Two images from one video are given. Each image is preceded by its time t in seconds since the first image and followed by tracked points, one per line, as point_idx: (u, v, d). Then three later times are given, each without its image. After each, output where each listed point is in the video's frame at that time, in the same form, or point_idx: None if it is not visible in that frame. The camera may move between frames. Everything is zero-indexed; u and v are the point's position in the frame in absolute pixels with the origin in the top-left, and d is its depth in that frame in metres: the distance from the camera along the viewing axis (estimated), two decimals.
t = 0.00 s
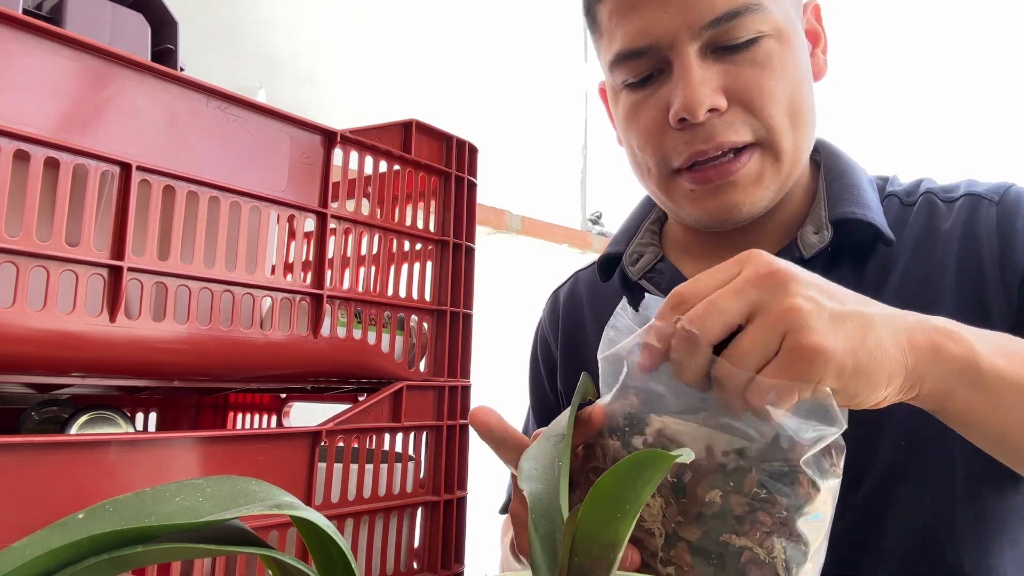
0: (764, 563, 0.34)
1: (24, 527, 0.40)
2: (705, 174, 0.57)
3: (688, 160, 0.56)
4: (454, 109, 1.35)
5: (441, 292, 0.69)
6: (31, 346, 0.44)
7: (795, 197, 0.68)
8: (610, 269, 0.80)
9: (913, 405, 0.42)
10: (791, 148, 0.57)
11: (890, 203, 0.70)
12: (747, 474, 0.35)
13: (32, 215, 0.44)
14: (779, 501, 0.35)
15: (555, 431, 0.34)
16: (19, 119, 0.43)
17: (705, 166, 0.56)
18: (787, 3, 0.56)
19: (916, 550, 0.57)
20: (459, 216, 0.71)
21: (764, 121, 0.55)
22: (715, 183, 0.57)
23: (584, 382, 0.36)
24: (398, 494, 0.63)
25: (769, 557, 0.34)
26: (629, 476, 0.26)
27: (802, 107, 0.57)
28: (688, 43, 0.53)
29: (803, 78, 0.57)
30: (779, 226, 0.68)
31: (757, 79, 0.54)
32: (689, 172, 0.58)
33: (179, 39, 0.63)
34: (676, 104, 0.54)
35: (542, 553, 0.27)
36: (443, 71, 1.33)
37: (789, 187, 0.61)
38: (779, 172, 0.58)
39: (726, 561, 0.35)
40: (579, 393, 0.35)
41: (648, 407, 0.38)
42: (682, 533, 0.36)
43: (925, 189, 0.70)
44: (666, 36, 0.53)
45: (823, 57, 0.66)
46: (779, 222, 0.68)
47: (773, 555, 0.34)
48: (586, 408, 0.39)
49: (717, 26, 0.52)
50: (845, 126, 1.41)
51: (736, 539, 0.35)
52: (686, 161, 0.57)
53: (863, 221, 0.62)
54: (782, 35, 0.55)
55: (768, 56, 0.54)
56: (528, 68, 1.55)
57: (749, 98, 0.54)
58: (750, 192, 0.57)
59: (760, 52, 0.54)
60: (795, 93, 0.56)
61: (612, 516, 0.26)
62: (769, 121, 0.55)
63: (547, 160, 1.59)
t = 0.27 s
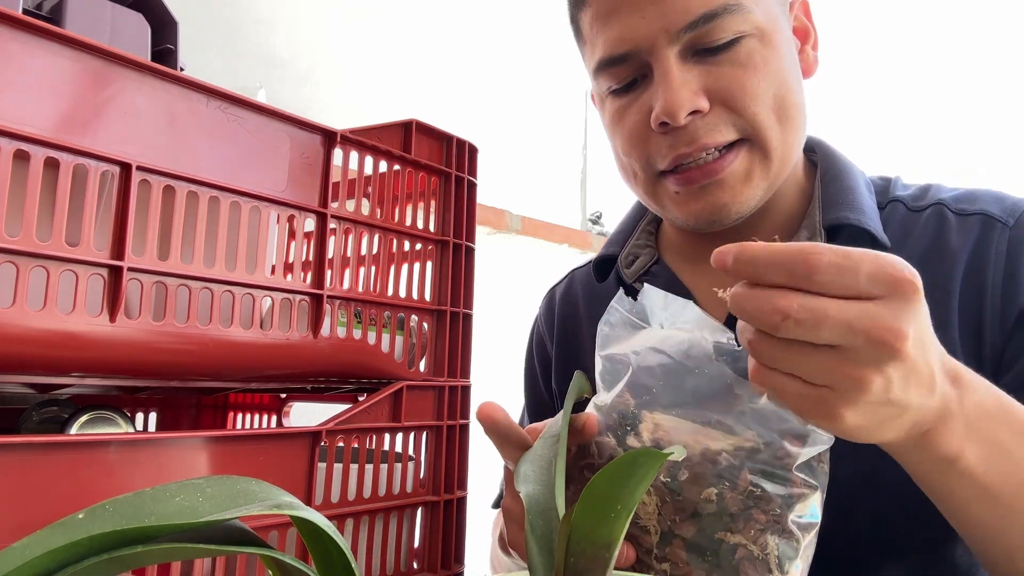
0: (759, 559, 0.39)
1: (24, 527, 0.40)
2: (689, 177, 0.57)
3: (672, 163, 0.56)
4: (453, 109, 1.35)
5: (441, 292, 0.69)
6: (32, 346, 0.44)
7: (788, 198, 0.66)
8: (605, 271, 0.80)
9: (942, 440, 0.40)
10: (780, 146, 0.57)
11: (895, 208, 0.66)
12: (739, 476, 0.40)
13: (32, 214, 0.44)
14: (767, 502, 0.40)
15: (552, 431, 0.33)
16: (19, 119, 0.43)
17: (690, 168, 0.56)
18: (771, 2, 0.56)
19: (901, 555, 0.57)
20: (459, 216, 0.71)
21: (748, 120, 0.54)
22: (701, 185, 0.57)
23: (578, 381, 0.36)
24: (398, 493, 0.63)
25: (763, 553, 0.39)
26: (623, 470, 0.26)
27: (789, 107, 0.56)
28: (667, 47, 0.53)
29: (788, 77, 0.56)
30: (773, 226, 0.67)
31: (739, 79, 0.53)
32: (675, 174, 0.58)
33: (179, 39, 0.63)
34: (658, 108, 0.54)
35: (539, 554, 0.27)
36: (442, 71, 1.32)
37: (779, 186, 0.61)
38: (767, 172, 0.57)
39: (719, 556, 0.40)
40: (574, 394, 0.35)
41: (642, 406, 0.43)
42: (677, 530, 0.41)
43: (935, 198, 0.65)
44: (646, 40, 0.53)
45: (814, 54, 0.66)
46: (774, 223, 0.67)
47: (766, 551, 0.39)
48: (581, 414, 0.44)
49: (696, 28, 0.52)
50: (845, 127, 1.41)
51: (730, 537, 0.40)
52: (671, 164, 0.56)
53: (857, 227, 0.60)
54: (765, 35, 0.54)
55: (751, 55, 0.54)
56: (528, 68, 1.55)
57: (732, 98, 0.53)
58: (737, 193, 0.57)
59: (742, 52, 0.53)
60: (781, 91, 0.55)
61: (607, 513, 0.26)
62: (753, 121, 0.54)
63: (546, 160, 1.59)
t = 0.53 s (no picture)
0: (761, 549, 0.37)
1: (24, 527, 0.41)
2: (682, 174, 0.56)
3: (665, 159, 0.56)
4: (454, 109, 1.35)
5: (441, 292, 0.69)
6: (33, 346, 0.44)
7: (776, 199, 0.66)
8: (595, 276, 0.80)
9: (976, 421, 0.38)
10: (766, 146, 0.57)
11: (884, 208, 0.65)
12: (741, 466, 0.38)
13: (32, 214, 0.44)
14: (772, 490, 0.37)
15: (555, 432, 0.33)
16: (19, 119, 0.43)
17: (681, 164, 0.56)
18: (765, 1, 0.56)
19: (886, 551, 0.58)
20: (459, 216, 0.71)
21: (740, 118, 0.54)
22: (691, 181, 0.56)
23: (579, 384, 0.36)
24: (398, 493, 0.63)
25: (765, 544, 0.37)
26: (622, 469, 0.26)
27: (778, 106, 0.57)
28: (662, 42, 0.52)
29: (779, 77, 0.56)
30: (761, 228, 0.66)
31: (733, 76, 0.53)
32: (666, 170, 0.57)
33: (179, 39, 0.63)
34: (653, 102, 0.53)
35: (541, 554, 0.27)
36: (442, 71, 1.32)
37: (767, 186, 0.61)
38: (757, 171, 0.58)
39: (721, 548, 0.37)
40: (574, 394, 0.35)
41: (637, 403, 0.42)
42: (680, 522, 0.38)
43: (927, 197, 0.64)
44: (640, 34, 0.52)
45: (804, 55, 0.66)
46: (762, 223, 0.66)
47: (768, 541, 0.37)
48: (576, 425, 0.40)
49: (692, 23, 0.52)
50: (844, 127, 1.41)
51: (732, 527, 0.37)
52: (662, 159, 0.56)
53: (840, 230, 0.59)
54: (760, 34, 0.55)
55: (746, 53, 0.54)
56: (528, 68, 1.55)
57: (724, 96, 0.53)
58: (726, 190, 0.57)
59: (737, 49, 0.53)
60: (772, 91, 0.56)
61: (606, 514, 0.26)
62: (745, 119, 0.55)
63: (546, 160, 1.59)
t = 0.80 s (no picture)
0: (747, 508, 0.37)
1: (25, 528, 0.41)
2: (681, 172, 0.56)
3: (664, 157, 0.56)
4: (454, 110, 1.35)
5: (441, 292, 0.69)
6: (33, 346, 0.44)
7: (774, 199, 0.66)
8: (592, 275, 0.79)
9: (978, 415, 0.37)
10: (765, 145, 0.57)
11: (881, 209, 0.65)
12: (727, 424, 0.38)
13: (32, 215, 0.44)
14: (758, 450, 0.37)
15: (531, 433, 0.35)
16: (20, 119, 0.43)
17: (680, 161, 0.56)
18: None
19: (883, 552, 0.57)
20: (459, 216, 0.71)
21: (739, 116, 0.54)
22: (690, 178, 0.56)
23: (554, 367, 0.37)
24: (398, 493, 0.63)
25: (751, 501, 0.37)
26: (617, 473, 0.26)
27: (776, 105, 0.57)
28: (661, 38, 0.52)
29: (778, 76, 0.56)
30: (761, 228, 0.66)
31: (732, 73, 0.53)
32: (664, 168, 0.57)
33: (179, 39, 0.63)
34: (651, 98, 0.53)
35: (528, 550, 0.27)
36: (442, 71, 1.32)
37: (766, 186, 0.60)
38: (757, 170, 0.57)
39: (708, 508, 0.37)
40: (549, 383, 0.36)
41: (623, 385, 0.42)
42: (668, 482, 0.38)
43: (925, 200, 0.63)
44: (638, 30, 0.52)
45: (805, 52, 0.66)
46: (761, 224, 0.66)
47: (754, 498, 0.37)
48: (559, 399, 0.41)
49: (691, 19, 0.52)
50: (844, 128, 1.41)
51: (720, 485, 0.37)
52: (661, 156, 0.56)
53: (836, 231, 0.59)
54: (759, 30, 0.54)
55: (744, 50, 0.54)
56: (528, 68, 1.55)
57: (723, 93, 0.53)
58: (724, 188, 0.57)
59: (736, 47, 0.53)
60: (771, 90, 0.56)
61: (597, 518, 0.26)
62: (744, 118, 0.54)
63: (546, 160, 1.59)
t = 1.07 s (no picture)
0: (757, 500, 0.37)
1: (25, 528, 0.41)
2: (673, 175, 0.56)
3: (655, 160, 0.56)
4: (454, 109, 1.35)
5: (441, 292, 0.69)
6: (34, 346, 0.44)
7: (772, 197, 0.66)
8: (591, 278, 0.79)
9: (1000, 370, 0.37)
10: (758, 145, 0.57)
11: (880, 204, 0.65)
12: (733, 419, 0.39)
13: (32, 215, 0.44)
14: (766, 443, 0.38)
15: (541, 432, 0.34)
16: (20, 119, 0.43)
17: (671, 163, 0.56)
18: None
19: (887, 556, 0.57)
20: (458, 216, 0.71)
21: (730, 116, 0.54)
22: (682, 181, 0.56)
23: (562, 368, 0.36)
24: (398, 493, 0.63)
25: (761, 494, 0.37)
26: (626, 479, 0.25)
27: (768, 103, 0.56)
28: (649, 39, 0.52)
29: (770, 74, 0.56)
30: (760, 227, 0.66)
31: (723, 73, 0.53)
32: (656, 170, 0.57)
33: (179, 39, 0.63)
34: (641, 101, 0.53)
35: (534, 552, 0.28)
36: (442, 71, 1.32)
37: (760, 185, 0.60)
38: (750, 171, 0.57)
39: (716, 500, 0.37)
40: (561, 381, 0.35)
41: (626, 384, 0.42)
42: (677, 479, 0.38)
43: (924, 193, 0.63)
44: (627, 31, 0.52)
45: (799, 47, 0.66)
46: (760, 223, 0.66)
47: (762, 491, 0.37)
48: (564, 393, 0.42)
49: (679, 19, 0.51)
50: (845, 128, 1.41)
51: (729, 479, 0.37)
52: (653, 158, 0.56)
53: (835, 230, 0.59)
54: (749, 27, 0.54)
55: (734, 49, 0.53)
56: (528, 68, 1.55)
57: (714, 93, 0.53)
58: (717, 190, 0.57)
59: (726, 46, 0.53)
60: (762, 87, 0.55)
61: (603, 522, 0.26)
62: (736, 118, 0.54)
63: (546, 160, 1.59)
